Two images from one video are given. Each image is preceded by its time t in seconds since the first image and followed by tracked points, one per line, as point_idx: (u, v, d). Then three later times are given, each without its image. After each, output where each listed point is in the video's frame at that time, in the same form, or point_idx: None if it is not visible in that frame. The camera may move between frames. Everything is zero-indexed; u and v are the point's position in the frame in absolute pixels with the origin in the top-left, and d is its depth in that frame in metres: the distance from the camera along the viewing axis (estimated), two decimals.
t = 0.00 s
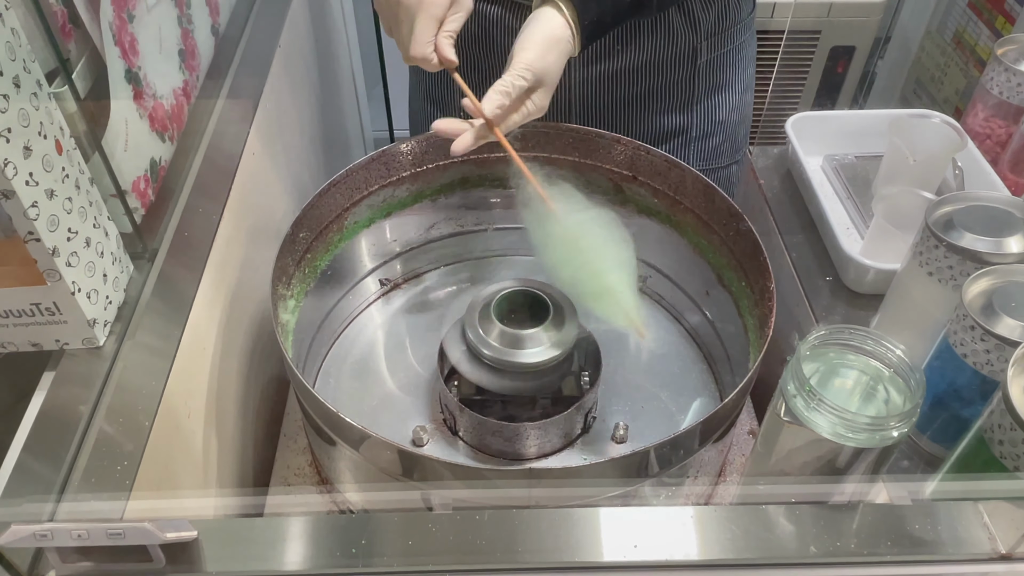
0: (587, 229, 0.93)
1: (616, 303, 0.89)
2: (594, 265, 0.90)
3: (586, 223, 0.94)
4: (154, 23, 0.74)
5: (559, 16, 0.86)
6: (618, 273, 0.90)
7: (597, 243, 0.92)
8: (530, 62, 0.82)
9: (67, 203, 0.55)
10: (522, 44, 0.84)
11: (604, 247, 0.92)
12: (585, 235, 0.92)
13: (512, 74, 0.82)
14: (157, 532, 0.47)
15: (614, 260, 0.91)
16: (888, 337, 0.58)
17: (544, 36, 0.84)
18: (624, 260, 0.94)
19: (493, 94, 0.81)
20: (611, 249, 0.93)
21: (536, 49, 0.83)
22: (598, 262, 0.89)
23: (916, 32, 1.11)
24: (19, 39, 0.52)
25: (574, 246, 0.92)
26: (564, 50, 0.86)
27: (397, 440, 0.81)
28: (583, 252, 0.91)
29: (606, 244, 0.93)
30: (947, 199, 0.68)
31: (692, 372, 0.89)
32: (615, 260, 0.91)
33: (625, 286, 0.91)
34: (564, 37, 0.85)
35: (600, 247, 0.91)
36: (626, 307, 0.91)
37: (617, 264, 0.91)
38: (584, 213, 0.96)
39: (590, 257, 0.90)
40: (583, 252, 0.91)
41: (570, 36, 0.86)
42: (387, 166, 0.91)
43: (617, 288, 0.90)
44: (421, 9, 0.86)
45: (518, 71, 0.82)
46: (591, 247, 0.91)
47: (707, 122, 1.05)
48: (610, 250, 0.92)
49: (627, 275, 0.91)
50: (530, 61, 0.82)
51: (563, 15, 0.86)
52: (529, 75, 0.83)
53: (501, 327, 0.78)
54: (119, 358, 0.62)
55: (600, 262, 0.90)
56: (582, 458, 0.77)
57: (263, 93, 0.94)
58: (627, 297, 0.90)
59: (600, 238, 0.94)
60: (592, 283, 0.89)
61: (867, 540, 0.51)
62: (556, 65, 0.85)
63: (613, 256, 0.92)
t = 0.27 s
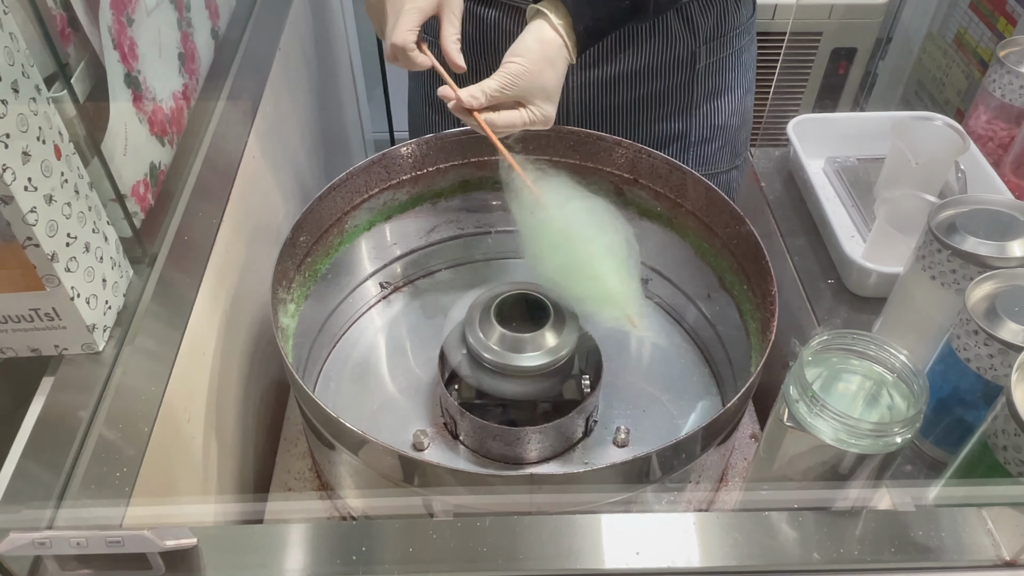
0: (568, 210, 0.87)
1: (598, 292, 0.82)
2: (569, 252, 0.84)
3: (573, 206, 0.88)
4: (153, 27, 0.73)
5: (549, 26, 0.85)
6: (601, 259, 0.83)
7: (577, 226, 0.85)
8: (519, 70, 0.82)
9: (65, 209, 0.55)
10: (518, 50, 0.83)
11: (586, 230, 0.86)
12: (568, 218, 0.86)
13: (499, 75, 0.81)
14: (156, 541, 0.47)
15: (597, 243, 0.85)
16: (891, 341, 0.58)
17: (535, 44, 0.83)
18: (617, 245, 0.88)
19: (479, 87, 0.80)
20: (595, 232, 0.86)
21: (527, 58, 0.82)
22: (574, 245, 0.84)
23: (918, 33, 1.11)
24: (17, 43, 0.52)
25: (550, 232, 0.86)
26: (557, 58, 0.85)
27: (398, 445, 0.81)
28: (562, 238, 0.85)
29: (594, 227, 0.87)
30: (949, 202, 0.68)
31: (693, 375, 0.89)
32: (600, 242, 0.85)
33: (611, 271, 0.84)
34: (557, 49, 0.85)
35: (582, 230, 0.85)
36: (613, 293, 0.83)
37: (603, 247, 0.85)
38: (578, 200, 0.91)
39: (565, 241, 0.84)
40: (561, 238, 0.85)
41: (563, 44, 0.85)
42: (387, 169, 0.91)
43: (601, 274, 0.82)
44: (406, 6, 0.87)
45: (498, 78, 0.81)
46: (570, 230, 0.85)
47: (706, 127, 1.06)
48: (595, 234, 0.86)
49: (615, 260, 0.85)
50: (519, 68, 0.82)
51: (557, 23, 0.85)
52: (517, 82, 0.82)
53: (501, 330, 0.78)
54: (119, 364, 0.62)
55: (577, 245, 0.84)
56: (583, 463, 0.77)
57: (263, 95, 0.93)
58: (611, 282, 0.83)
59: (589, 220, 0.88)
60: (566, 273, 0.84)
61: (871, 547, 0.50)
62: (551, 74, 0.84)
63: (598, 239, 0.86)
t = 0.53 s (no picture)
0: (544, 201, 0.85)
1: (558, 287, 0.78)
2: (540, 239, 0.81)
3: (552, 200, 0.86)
4: (152, 27, 0.73)
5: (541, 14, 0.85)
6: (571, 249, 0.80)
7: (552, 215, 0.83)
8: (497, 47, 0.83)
9: (62, 211, 0.55)
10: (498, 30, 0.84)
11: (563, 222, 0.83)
12: (542, 210, 0.84)
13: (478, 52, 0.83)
14: (153, 546, 0.45)
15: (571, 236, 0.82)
16: (895, 345, 0.57)
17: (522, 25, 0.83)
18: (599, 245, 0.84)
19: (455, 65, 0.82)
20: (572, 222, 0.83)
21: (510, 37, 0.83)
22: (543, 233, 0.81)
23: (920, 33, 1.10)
24: (14, 44, 0.51)
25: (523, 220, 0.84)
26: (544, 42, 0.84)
27: (398, 448, 0.80)
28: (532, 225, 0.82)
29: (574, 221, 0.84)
30: (954, 203, 0.68)
31: (695, 377, 0.89)
32: (577, 234, 0.82)
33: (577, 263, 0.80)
34: (546, 31, 0.84)
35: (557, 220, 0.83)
36: (590, 289, 0.79)
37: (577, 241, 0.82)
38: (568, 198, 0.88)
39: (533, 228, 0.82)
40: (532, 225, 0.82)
41: (554, 31, 0.85)
42: (387, 170, 0.90)
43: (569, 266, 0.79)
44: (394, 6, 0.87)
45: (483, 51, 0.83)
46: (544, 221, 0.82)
47: (707, 126, 1.05)
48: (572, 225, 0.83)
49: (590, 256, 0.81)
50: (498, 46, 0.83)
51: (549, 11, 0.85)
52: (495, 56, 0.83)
53: (501, 332, 0.77)
54: (116, 366, 0.61)
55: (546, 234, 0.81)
56: (584, 465, 0.77)
57: (262, 96, 0.93)
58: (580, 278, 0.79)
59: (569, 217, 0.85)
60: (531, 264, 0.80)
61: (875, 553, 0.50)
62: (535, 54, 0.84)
63: (574, 231, 0.83)
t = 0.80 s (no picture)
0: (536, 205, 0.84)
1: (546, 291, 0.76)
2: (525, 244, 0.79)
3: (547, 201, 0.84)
4: (150, 29, 0.73)
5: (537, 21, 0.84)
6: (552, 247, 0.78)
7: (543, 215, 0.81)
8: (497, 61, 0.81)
9: (60, 215, 0.54)
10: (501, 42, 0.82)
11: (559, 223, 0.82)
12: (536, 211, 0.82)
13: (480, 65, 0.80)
14: (151, 554, 0.44)
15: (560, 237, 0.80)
16: (900, 351, 0.57)
17: (521, 39, 0.82)
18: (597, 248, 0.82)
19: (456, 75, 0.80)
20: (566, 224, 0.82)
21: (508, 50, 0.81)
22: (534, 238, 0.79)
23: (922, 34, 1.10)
24: (9, 47, 0.51)
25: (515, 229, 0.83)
26: (540, 55, 0.83)
27: (398, 452, 0.80)
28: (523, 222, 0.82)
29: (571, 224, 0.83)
30: (960, 206, 0.67)
31: (696, 380, 0.88)
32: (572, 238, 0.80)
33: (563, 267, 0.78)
34: (540, 42, 0.83)
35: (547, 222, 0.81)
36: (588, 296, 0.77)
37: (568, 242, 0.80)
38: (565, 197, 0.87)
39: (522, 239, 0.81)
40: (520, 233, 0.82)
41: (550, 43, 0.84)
42: (387, 173, 0.90)
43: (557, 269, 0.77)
44: None
45: (480, 66, 0.80)
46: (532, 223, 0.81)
47: (705, 128, 1.04)
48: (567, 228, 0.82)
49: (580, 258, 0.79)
50: (501, 60, 0.81)
51: (542, 18, 0.84)
52: (496, 72, 0.80)
53: (502, 336, 0.77)
54: (114, 371, 0.61)
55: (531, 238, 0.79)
56: (585, 469, 0.76)
57: (262, 98, 0.93)
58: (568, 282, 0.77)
59: (564, 217, 0.82)
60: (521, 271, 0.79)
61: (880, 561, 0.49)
62: (533, 69, 0.83)
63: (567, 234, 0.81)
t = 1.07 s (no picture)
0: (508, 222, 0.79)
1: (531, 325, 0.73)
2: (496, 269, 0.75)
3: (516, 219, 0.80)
4: (150, 29, 0.72)
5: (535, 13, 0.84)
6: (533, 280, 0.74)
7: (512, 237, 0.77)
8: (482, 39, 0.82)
9: (60, 216, 0.54)
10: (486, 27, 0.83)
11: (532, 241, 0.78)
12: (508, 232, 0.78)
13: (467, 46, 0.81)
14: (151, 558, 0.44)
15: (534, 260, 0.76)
16: (905, 353, 0.56)
17: (509, 23, 0.83)
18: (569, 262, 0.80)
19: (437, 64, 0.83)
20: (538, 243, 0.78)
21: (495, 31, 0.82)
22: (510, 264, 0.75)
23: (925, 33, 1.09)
24: (10, 48, 0.50)
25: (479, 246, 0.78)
26: (530, 44, 0.84)
27: (400, 457, 0.79)
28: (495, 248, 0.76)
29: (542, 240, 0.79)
30: (966, 207, 0.66)
31: (699, 382, 0.88)
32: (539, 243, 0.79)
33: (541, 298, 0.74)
34: (532, 31, 0.83)
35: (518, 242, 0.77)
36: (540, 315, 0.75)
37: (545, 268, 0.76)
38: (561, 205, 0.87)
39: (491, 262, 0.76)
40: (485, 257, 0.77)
41: (541, 29, 0.84)
42: (388, 173, 0.89)
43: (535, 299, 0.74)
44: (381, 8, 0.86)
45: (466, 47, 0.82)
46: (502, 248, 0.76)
47: (704, 128, 1.04)
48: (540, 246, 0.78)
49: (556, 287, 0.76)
50: (484, 40, 0.82)
51: (542, 9, 0.84)
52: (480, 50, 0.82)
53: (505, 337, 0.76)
54: (114, 373, 0.60)
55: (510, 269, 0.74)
56: (588, 471, 0.76)
57: (263, 98, 0.92)
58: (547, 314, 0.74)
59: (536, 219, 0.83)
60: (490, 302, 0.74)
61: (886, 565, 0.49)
62: (520, 54, 0.83)
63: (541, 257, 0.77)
